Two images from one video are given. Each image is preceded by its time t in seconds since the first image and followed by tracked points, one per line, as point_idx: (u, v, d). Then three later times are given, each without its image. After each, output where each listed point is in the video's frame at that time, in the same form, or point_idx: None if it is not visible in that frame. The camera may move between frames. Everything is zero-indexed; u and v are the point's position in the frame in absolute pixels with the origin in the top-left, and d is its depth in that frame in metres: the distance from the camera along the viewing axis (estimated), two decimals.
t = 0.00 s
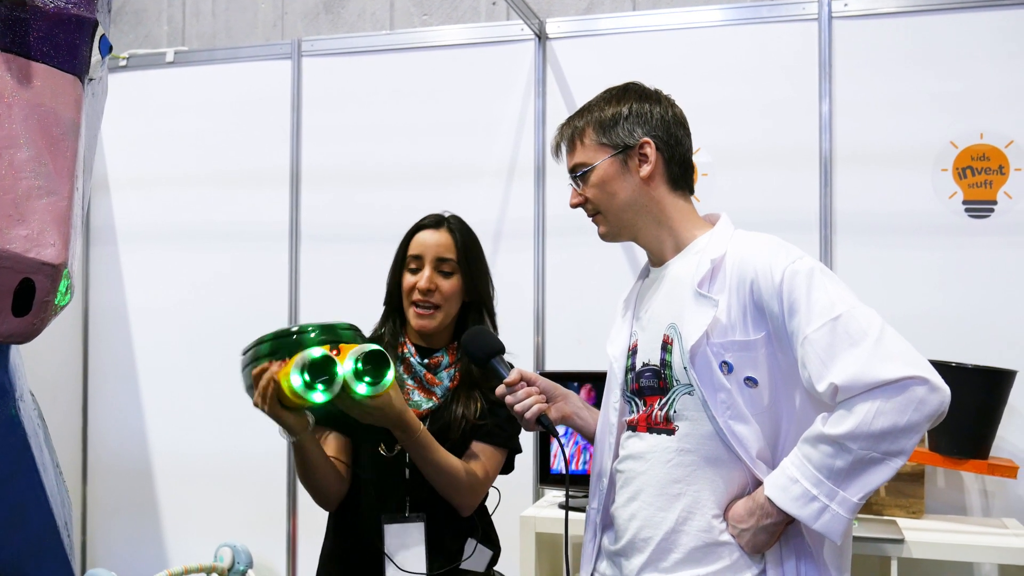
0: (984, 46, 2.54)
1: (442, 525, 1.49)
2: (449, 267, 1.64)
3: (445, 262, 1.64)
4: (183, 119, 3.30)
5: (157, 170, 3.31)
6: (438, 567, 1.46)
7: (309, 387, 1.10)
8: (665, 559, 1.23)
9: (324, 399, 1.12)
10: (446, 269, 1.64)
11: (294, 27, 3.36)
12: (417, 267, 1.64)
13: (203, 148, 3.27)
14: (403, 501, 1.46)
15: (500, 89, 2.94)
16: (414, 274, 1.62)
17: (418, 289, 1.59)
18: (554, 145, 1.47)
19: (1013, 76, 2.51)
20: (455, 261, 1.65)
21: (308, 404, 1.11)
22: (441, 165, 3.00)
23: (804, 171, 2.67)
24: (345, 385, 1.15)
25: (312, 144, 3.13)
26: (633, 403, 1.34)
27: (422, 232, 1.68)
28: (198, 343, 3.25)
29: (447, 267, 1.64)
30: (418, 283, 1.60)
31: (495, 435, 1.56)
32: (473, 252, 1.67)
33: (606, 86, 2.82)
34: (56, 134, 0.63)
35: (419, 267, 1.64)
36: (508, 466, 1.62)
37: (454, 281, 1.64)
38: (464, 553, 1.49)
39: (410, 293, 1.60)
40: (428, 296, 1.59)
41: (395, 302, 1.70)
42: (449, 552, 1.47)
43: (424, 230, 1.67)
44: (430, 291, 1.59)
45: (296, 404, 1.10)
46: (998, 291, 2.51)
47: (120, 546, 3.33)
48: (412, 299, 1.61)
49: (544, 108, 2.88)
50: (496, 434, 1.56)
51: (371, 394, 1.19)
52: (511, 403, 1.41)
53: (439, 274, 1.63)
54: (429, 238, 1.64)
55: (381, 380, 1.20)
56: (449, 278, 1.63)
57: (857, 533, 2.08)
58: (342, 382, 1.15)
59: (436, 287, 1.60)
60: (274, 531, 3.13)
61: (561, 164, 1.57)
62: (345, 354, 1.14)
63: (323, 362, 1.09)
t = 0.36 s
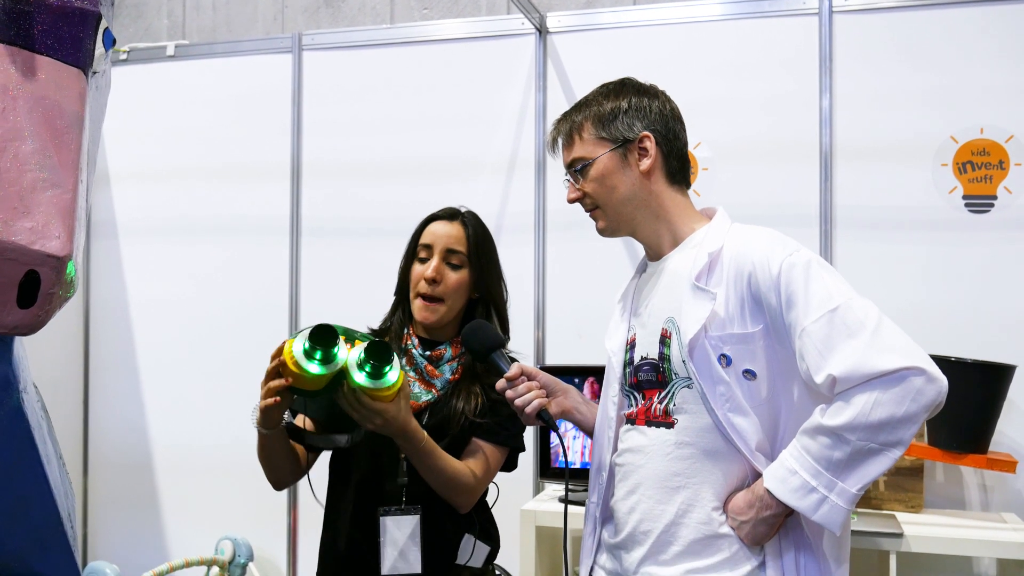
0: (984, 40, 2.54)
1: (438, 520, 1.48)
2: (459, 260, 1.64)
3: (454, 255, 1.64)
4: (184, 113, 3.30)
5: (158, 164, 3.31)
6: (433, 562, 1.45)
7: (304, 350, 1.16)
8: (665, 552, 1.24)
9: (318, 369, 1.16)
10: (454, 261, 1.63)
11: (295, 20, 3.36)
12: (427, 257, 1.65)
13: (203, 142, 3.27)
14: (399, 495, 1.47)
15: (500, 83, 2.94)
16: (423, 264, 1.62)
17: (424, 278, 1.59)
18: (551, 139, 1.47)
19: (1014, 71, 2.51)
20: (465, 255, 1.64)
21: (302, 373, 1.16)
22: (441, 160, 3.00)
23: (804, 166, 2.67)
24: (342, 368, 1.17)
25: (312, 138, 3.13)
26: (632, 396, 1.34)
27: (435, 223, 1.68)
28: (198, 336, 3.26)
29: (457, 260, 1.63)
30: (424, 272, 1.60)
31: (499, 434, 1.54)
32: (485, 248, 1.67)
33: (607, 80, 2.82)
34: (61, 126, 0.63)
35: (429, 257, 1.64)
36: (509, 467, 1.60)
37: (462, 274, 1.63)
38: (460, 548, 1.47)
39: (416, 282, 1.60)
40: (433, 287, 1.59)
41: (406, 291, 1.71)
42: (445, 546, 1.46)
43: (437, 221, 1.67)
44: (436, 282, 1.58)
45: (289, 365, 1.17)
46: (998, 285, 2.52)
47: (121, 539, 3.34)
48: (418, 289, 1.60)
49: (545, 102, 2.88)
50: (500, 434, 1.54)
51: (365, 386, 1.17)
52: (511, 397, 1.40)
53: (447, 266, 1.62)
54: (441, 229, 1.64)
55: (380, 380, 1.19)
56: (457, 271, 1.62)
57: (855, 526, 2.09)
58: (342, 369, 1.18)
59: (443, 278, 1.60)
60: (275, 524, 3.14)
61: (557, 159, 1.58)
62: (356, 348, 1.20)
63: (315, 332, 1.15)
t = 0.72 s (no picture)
0: (988, 40, 2.54)
1: (442, 516, 1.48)
2: (464, 260, 1.64)
3: (457, 255, 1.64)
4: (189, 110, 3.31)
5: (163, 160, 3.32)
6: (436, 559, 1.46)
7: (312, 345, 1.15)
8: (667, 550, 1.25)
9: (324, 362, 1.14)
10: (458, 262, 1.64)
11: (299, 18, 3.37)
12: (430, 258, 1.66)
13: (207, 139, 3.28)
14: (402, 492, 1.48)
15: (504, 81, 2.95)
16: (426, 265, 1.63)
17: (428, 280, 1.60)
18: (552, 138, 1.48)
19: (1018, 71, 2.51)
20: (468, 255, 1.64)
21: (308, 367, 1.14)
22: (444, 158, 3.01)
23: (807, 165, 2.67)
24: (348, 365, 1.17)
25: (317, 136, 3.13)
26: (634, 395, 1.35)
27: (439, 224, 1.69)
28: (202, 333, 3.27)
29: (460, 260, 1.64)
30: (428, 274, 1.61)
31: (500, 434, 1.53)
32: (489, 247, 1.67)
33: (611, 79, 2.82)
34: (72, 125, 0.63)
35: (433, 258, 1.65)
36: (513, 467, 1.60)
37: (465, 275, 1.64)
38: (464, 544, 1.48)
39: (421, 283, 1.61)
40: (436, 288, 1.60)
41: (411, 291, 1.72)
42: (448, 543, 1.47)
43: (441, 222, 1.68)
44: (439, 282, 1.60)
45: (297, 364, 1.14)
46: (1000, 285, 2.52)
47: (125, 535, 3.35)
48: (422, 290, 1.62)
49: (549, 101, 2.88)
50: (501, 433, 1.53)
51: (371, 381, 1.17)
52: (513, 396, 1.41)
53: (451, 267, 1.63)
54: (444, 230, 1.65)
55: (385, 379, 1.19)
56: (461, 272, 1.63)
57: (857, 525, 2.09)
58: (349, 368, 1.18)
59: (446, 279, 1.61)
60: (278, 521, 3.15)
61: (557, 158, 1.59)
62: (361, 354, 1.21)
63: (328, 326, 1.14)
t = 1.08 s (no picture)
0: (995, 34, 2.52)
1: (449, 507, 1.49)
2: (466, 254, 1.64)
3: (459, 250, 1.64)
4: (195, 105, 3.31)
5: (169, 155, 3.33)
6: (444, 551, 1.46)
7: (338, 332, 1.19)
8: (673, 543, 1.25)
9: (353, 344, 1.20)
10: (460, 256, 1.64)
11: (305, 13, 3.37)
12: (432, 253, 1.66)
13: (214, 134, 3.28)
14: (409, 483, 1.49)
15: (510, 76, 2.95)
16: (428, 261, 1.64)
17: (430, 276, 1.61)
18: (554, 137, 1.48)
19: None
20: (469, 249, 1.65)
21: (337, 351, 1.19)
22: (450, 153, 3.01)
23: (814, 159, 2.66)
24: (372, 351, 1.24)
25: (323, 131, 3.14)
26: (639, 388, 1.35)
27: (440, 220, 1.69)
28: (209, 328, 3.28)
29: (462, 255, 1.64)
30: (430, 269, 1.62)
31: (510, 428, 1.53)
32: (491, 239, 1.67)
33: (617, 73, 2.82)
34: (81, 118, 0.64)
35: (434, 254, 1.66)
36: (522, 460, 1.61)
37: (467, 268, 1.64)
38: (470, 535, 1.49)
39: (423, 280, 1.62)
40: (439, 283, 1.61)
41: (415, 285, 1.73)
42: (455, 534, 1.47)
43: (442, 217, 1.68)
44: (443, 278, 1.60)
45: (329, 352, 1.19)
46: (1007, 280, 2.51)
47: (132, 528, 3.37)
48: (425, 286, 1.62)
49: (554, 95, 2.88)
50: (511, 428, 1.54)
51: (397, 361, 1.27)
52: (517, 385, 1.42)
53: (453, 262, 1.63)
54: (446, 224, 1.66)
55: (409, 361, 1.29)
56: (463, 266, 1.63)
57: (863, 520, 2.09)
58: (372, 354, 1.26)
59: (449, 274, 1.61)
60: (285, 515, 3.16)
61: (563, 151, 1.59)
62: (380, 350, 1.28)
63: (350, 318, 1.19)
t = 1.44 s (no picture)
0: (1000, 30, 2.51)
1: (450, 505, 1.49)
2: (466, 251, 1.64)
3: (458, 246, 1.64)
4: (198, 100, 3.31)
5: (171, 151, 3.32)
6: (445, 547, 1.46)
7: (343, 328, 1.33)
8: (677, 541, 1.25)
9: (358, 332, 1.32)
10: (460, 254, 1.63)
11: (307, 8, 3.36)
12: (432, 251, 1.65)
13: (217, 129, 3.28)
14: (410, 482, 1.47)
15: (513, 71, 2.94)
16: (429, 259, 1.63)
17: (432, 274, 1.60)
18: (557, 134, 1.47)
19: None
20: (469, 246, 1.64)
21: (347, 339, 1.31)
22: (452, 149, 3.01)
23: (817, 155, 2.66)
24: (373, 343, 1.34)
25: (325, 126, 3.13)
26: (644, 387, 1.35)
27: (438, 216, 1.68)
28: (211, 324, 3.28)
29: (462, 252, 1.63)
30: (432, 267, 1.61)
31: (515, 429, 1.55)
32: (489, 236, 1.67)
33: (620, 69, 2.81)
34: (85, 115, 0.60)
35: (434, 251, 1.65)
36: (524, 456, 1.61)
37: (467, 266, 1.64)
38: (471, 533, 1.50)
39: (424, 278, 1.61)
40: (441, 281, 1.60)
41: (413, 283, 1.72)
42: (456, 533, 1.47)
43: (440, 213, 1.67)
44: (444, 276, 1.60)
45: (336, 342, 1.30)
46: (1011, 276, 2.51)
47: (135, 523, 3.37)
48: (426, 284, 1.62)
49: (557, 91, 2.88)
50: (516, 428, 1.55)
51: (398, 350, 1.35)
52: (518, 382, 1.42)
53: (453, 260, 1.63)
54: (445, 222, 1.65)
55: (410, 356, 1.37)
56: (463, 264, 1.63)
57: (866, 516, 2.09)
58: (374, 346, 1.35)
59: (450, 272, 1.61)
60: (287, 510, 3.17)
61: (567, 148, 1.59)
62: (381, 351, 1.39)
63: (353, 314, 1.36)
